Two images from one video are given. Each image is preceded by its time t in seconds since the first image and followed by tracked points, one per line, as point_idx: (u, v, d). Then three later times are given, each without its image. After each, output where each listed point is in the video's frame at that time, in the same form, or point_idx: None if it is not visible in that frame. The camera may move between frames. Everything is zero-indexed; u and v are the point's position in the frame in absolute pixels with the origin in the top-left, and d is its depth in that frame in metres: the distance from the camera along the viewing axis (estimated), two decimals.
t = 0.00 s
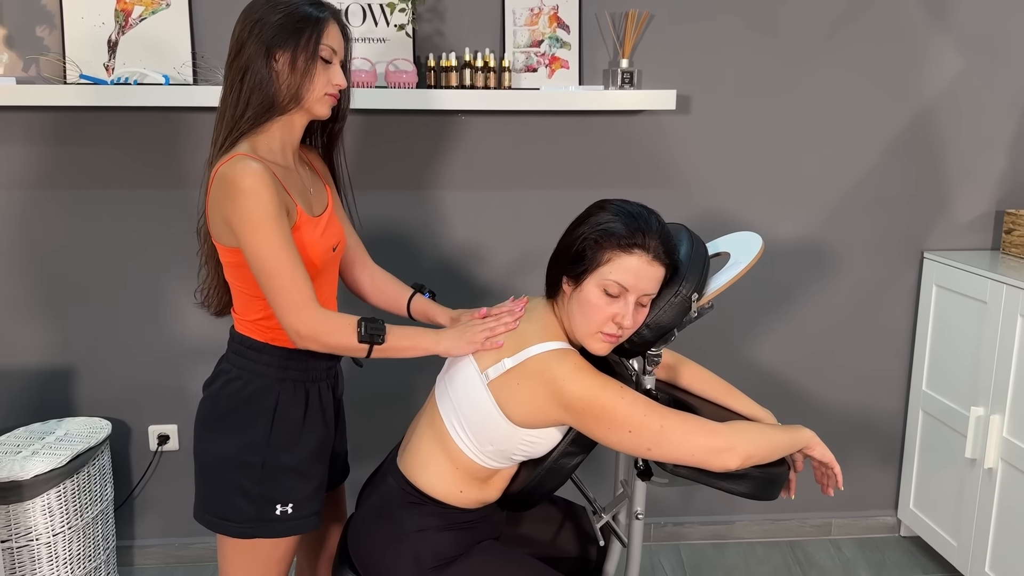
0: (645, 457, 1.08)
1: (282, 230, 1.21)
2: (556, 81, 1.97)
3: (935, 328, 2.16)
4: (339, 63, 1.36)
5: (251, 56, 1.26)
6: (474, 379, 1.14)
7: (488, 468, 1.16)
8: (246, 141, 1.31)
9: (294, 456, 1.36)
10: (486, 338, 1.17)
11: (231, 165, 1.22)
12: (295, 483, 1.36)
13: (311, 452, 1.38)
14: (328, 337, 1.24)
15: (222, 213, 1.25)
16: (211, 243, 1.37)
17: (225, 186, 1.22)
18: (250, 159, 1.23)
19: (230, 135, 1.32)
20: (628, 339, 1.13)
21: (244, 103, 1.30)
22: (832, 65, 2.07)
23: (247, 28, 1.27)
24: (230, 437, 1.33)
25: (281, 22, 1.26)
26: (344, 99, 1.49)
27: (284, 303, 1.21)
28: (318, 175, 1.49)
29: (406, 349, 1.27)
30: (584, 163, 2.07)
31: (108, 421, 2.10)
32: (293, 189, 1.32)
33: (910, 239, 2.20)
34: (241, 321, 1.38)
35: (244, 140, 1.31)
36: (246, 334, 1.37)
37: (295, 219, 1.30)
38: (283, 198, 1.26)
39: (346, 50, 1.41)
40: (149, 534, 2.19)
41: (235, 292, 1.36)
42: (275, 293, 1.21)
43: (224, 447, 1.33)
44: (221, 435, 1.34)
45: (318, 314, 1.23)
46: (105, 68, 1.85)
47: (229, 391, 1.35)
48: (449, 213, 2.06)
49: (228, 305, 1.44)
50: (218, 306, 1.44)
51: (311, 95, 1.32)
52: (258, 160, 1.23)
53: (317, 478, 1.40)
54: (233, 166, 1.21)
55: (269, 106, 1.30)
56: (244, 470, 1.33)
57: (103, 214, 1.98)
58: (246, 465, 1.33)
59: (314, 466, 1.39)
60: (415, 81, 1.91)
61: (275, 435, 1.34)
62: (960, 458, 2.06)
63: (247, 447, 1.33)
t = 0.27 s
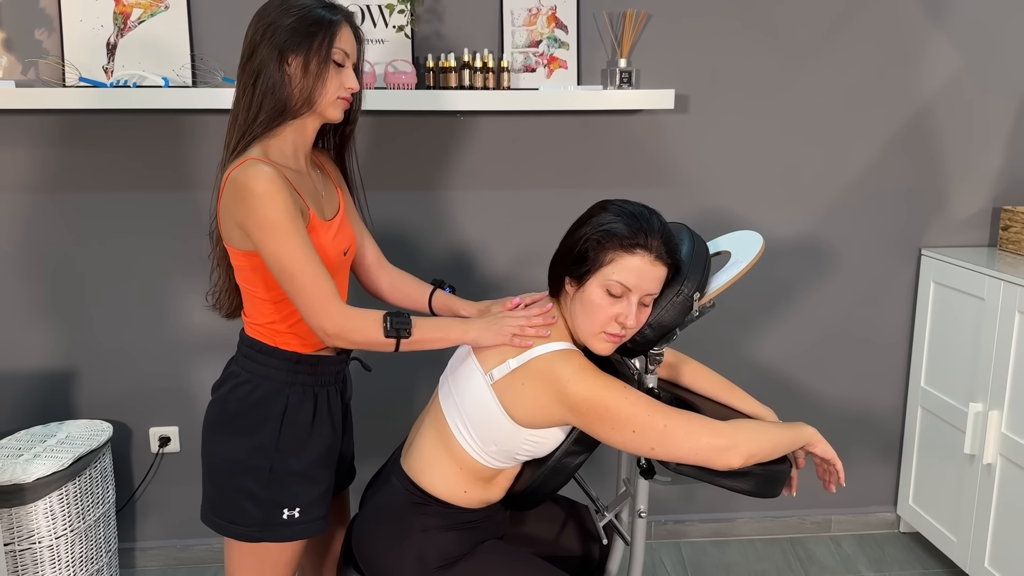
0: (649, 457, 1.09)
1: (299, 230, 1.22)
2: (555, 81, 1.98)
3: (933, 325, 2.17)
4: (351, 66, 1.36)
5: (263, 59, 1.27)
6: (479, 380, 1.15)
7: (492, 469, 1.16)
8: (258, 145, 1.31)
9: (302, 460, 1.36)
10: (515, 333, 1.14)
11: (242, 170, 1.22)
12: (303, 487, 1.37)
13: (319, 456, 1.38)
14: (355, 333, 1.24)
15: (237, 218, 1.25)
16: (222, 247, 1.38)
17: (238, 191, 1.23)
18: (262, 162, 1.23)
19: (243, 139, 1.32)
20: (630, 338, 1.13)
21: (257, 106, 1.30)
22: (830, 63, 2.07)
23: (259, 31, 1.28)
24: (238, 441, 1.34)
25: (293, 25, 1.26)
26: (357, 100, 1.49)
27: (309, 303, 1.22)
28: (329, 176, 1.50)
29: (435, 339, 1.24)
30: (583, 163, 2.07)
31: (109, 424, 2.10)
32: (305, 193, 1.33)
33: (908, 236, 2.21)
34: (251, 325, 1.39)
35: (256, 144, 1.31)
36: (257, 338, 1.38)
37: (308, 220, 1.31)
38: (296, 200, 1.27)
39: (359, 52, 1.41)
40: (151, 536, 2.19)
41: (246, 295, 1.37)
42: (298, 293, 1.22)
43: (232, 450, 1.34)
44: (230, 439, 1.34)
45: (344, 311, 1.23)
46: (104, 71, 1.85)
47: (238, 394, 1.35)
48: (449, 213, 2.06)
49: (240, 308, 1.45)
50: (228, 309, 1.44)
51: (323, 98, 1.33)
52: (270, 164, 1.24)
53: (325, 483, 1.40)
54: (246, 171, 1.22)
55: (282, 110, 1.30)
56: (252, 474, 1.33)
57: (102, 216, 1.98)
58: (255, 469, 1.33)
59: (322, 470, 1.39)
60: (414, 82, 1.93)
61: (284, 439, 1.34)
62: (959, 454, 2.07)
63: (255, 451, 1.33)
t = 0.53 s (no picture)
0: (653, 460, 1.09)
1: (316, 234, 1.21)
2: (554, 82, 1.98)
3: (933, 323, 2.17)
4: (363, 71, 1.35)
5: (276, 64, 1.27)
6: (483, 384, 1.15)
7: (495, 472, 1.16)
8: (271, 151, 1.31)
9: (309, 465, 1.36)
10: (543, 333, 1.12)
11: (257, 177, 1.22)
12: (310, 492, 1.37)
13: (326, 461, 1.38)
14: (382, 333, 1.22)
15: (253, 224, 1.25)
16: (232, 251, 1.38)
17: (252, 198, 1.23)
18: (275, 168, 1.23)
19: (256, 144, 1.32)
20: (634, 340, 1.13)
21: (270, 111, 1.30)
22: (829, 62, 2.07)
23: (271, 36, 1.27)
24: (246, 445, 1.33)
25: (306, 30, 1.26)
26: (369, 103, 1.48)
27: (332, 306, 1.20)
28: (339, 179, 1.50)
29: (460, 338, 1.20)
30: (583, 164, 2.07)
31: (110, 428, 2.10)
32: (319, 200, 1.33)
33: (908, 235, 2.21)
34: (260, 328, 1.39)
35: (269, 150, 1.31)
36: (267, 342, 1.38)
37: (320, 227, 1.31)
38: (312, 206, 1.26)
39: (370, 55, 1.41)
40: (152, 540, 2.19)
41: (254, 299, 1.37)
42: (321, 297, 1.21)
43: (240, 455, 1.33)
44: (238, 443, 1.34)
45: (369, 311, 1.21)
46: (102, 74, 1.85)
47: (246, 399, 1.35)
48: (448, 215, 2.06)
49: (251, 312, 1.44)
50: (240, 312, 1.43)
51: (335, 103, 1.32)
52: (284, 170, 1.24)
53: (331, 487, 1.40)
54: (260, 177, 1.22)
55: (295, 115, 1.30)
56: (259, 479, 1.33)
57: (102, 220, 1.98)
58: (262, 474, 1.33)
59: (328, 475, 1.39)
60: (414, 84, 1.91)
61: (292, 443, 1.34)
62: (960, 453, 2.07)
63: (264, 456, 1.33)
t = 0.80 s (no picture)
0: (657, 464, 1.08)
1: (316, 231, 1.20)
2: (554, 82, 1.97)
3: (936, 322, 2.16)
4: (357, 73, 1.35)
5: (269, 67, 1.26)
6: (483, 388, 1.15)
7: (499, 476, 1.15)
8: (263, 153, 1.31)
9: (299, 465, 1.35)
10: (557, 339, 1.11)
11: (250, 180, 1.22)
12: (300, 491, 1.35)
13: (316, 460, 1.37)
14: (394, 326, 1.21)
15: (247, 227, 1.25)
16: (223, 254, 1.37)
17: (246, 200, 1.22)
18: (269, 172, 1.23)
19: (247, 147, 1.31)
20: (638, 343, 1.12)
21: (262, 114, 1.29)
22: (830, 61, 2.07)
23: (265, 38, 1.27)
24: (235, 445, 1.33)
25: (299, 33, 1.25)
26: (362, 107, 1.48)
27: (340, 299, 1.20)
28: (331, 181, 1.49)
29: (469, 340, 1.18)
30: (584, 164, 2.06)
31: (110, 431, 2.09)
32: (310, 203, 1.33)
33: (910, 234, 2.20)
34: (249, 329, 1.38)
35: (260, 153, 1.30)
36: (256, 342, 1.37)
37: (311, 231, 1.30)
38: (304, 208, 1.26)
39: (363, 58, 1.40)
40: (153, 543, 2.18)
41: (245, 300, 1.36)
42: (327, 291, 1.20)
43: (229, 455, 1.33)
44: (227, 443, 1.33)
45: (380, 303, 1.21)
46: (100, 77, 1.84)
47: (235, 398, 1.34)
48: (449, 216, 2.05)
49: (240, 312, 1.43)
50: (228, 313, 1.43)
51: (328, 106, 1.32)
52: (274, 173, 1.23)
53: (322, 488, 1.39)
54: (251, 180, 1.21)
55: (287, 118, 1.30)
56: (249, 479, 1.32)
57: (101, 223, 1.97)
58: (252, 474, 1.32)
59: (319, 475, 1.38)
60: (413, 85, 1.91)
61: (281, 443, 1.33)
62: (963, 452, 2.06)
63: (253, 456, 1.32)
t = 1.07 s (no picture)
0: (657, 467, 1.07)
1: (279, 243, 1.17)
2: (553, 83, 1.96)
3: (938, 323, 2.15)
4: (335, 74, 1.33)
5: (245, 71, 1.25)
6: (475, 394, 1.13)
7: (497, 483, 1.14)
8: (243, 158, 1.29)
9: (286, 469, 1.34)
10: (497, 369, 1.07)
11: (225, 184, 1.20)
12: (288, 496, 1.35)
13: (303, 465, 1.36)
14: (332, 359, 1.14)
15: (218, 234, 1.23)
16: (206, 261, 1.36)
17: (220, 205, 1.20)
18: (245, 177, 1.21)
19: (226, 153, 1.30)
20: (637, 347, 1.11)
21: (240, 119, 1.28)
22: (831, 61, 2.05)
23: (240, 43, 1.26)
24: (221, 449, 1.32)
25: (275, 35, 1.24)
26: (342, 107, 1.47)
27: (289, 322, 1.15)
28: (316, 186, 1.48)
29: (407, 378, 1.12)
30: (583, 166, 2.05)
31: (108, 436, 2.08)
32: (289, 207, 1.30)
33: (912, 234, 2.19)
34: (236, 334, 1.36)
35: (240, 157, 1.29)
36: (240, 346, 1.36)
37: (292, 236, 1.28)
38: (279, 215, 1.24)
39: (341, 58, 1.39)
40: (152, 548, 2.17)
41: (230, 307, 1.34)
42: (278, 312, 1.15)
43: (215, 460, 1.32)
44: (212, 448, 1.32)
45: (322, 331, 1.14)
46: (97, 80, 1.83)
47: (221, 403, 1.33)
48: (448, 218, 2.04)
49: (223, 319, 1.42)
50: (212, 321, 1.42)
51: (307, 107, 1.30)
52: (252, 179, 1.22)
53: (310, 492, 1.38)
54: (227, 186, 1.20)
55: (265, 122, 1.28)
56: (235, 484, 1.31)
57: (98, 227, 1.96)
58: (238, 479, 1.31)
59: (307, 479, 1.37)
60: (411, 86, 1.90)
61: (267, 446, 1.32)
62: (967, 454, 2.05)
63: (239, 461, 1.31)
